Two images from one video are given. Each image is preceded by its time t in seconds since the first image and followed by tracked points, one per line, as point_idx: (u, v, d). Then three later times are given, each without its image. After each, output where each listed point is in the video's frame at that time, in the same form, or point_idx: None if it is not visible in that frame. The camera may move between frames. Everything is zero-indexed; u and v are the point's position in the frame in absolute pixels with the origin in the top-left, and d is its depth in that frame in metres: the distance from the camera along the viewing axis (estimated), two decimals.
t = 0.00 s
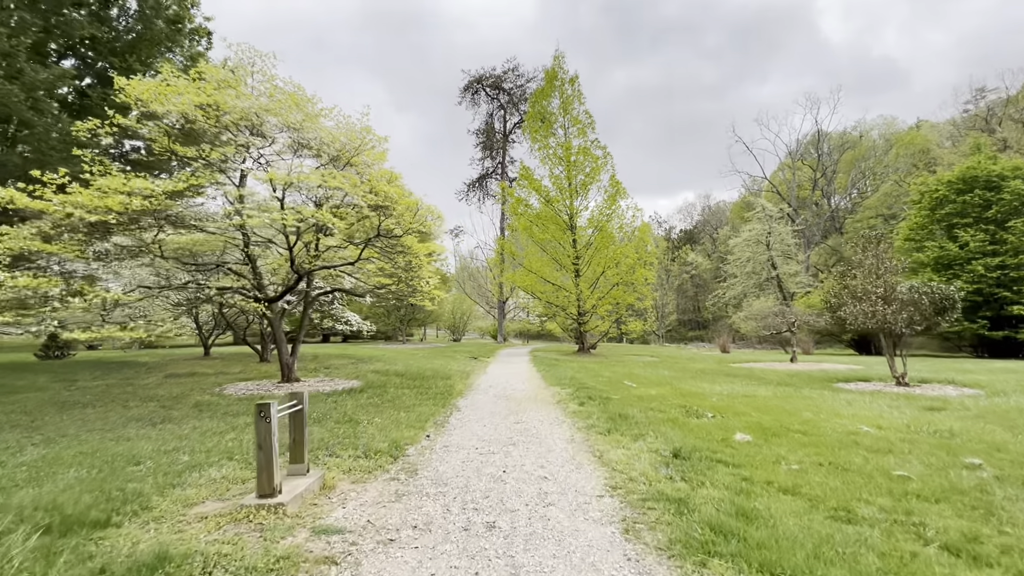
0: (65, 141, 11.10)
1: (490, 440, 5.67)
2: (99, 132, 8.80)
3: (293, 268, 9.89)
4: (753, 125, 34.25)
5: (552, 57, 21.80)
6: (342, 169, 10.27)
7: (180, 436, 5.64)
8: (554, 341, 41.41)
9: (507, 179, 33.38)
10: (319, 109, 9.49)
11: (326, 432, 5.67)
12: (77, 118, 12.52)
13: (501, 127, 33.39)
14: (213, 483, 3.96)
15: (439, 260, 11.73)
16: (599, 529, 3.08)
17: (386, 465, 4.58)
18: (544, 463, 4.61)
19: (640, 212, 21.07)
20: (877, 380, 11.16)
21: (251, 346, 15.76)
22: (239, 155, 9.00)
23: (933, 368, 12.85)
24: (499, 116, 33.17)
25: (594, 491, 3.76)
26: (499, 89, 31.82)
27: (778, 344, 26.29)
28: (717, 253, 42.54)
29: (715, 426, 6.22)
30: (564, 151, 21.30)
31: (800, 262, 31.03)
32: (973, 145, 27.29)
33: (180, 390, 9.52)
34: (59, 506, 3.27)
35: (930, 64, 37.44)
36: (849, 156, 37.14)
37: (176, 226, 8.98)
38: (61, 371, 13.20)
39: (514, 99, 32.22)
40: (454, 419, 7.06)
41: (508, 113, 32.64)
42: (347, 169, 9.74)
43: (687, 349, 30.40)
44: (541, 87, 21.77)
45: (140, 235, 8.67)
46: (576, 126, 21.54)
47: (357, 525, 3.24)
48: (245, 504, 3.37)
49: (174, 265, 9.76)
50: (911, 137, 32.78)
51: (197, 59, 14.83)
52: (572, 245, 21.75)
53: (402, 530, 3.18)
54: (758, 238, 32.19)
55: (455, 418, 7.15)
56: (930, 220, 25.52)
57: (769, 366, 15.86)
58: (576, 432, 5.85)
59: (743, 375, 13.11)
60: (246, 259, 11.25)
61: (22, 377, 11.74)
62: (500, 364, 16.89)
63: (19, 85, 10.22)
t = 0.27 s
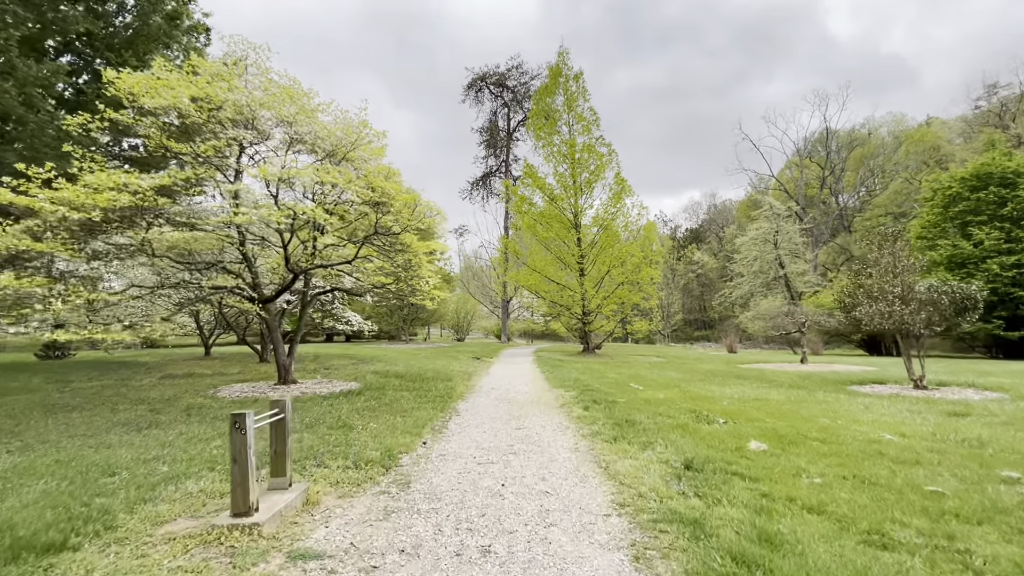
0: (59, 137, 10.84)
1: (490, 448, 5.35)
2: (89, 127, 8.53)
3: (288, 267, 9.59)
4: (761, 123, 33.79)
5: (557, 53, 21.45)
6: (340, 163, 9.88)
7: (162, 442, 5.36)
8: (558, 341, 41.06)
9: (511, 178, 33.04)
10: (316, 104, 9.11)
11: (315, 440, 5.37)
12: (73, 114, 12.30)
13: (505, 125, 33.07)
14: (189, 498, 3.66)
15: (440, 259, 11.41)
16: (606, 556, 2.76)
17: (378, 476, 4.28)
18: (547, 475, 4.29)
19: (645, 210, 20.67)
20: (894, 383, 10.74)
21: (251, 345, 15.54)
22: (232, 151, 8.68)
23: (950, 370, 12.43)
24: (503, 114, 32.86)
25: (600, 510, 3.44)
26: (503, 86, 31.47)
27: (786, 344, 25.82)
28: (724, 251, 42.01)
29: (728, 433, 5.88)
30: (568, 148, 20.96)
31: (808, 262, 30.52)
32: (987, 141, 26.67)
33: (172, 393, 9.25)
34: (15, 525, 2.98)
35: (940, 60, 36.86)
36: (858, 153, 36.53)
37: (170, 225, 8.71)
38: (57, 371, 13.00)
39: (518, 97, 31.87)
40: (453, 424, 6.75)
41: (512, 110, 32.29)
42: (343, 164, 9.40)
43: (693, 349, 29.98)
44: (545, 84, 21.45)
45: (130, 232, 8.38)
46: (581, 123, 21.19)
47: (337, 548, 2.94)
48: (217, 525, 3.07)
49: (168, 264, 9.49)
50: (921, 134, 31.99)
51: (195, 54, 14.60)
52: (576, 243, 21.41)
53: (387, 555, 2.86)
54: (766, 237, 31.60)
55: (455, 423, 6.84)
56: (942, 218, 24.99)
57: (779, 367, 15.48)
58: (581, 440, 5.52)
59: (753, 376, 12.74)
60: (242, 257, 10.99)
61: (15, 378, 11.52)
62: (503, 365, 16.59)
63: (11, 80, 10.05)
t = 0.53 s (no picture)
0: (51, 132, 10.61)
1: (489, 456, 5.01)
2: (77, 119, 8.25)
3: (281, 265, 9.26)
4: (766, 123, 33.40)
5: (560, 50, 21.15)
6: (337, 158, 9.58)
7: (143, 448, 5.08)
8: (561, 342, 40.75)
9: (514, 178, 32.74)
10: (312, 96, 8.81)
11: (303, 445, 5.08)
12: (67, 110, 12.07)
13: (508, 125, 32.81)
14: (158, 511, 3.35)
15: (439, 257, 11.10)
16: None
17: (367, 487, 3.97)
18: (550, 486, 3.95)
19: (650, 209, 20.31)
20: (909, 386, 10.38)
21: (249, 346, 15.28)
22: (223, 144, 8.32)
23: (965, 372, 12.06)
24: (506, 113, 32.59)
25: (608, 527, 3.11)
26: (506, 86, 31.22)
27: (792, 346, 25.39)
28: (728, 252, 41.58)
29: (741, 439, 5.55)
30: (572, 147, 20.66)
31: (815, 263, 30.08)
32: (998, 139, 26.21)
33: (163, 394, 8.97)
34: None
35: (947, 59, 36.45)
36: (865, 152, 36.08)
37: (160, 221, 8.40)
38: (49, 372, 12.75)
39: (521, 96, 31.59)
40: (451, 428, 6.44)
41: (515, 109, 32.03)
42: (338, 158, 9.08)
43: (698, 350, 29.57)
44: (548, 82, 21.18)
45: (117, 228, 8.08)
46: (584, 122, 20.88)
47: (316, 571, 2.63)
48: (184, 544, 2.77)
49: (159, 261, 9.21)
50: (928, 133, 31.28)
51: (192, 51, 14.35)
52: (579, 243, 21.08)
53: None
54: (771, 238, 31.03)
55: (453, 427, 6.53)
56: (953, 217, 24.54)
57: (787, 369, 15.13)
58: (586, 447, 5.20)
59: (761, 379, 12.38)
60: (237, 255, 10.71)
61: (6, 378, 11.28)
62: (505, 366, 16.28)
63: None
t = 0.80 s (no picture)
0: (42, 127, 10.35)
1: (487, 468, 4.69)
2: (62, 113, 7.92)
3: (272, 264, 8.92)
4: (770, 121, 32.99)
5: (563, 47, 20.84)
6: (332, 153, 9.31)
7: (120, 460, 4.78)
8: (563, 342, 40.42)
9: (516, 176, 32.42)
10: (306, 89, 8.54)
11: (290, 454, 4.79)
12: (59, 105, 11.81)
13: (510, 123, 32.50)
14: (121, 533, 3.04)
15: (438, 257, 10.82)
16: None
17: (353, 502, 3.68)
18: (553, 504, 3.63)
19: (653, 208, 19.94)
20: (923, 389, 10.05)
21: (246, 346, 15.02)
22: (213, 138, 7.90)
23: (980, 375, 11.72)
24: (508, 111, 32.28)
25: (616, 553, 2.82)
26: (508, 84, 30.92)
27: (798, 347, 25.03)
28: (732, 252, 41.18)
29: (756, 449, 5.24)
30: (574, 145, 20.35)
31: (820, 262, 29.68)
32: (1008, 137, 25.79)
33: (153, 397, 8.69)
34: None
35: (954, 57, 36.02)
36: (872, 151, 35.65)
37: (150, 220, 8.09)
38: (40, 373, 12.49)
39: (523, 94, 31.28)
40: (449, 435, 6.13)
41: (517, 108, 31.73)
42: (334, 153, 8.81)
43: (702, 351, 29.22)
44: (550, 80, 20.88)
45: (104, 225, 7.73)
46: (587, 119, 20.57)
47: None
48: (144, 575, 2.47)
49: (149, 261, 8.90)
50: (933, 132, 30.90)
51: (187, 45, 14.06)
52: (582, 242, 20.77)
53: None
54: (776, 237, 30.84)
55: (450, 434, 6.22)
56: (963, 216, 24.13)
57: (795, 372, 14.81)
58: (592, 457, 4.88)
59: (768, 381, 12.07)
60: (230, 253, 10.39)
61: None
62: (506, 367, 15.98)
63: None
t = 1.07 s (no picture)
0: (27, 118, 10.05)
1: (480, 476, 4.37)
2: (42, 103, 7.59)
3: (260, 260, 8.58)
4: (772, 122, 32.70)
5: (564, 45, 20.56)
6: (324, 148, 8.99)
7: (88, 469, 4.49)
8: (564, 344, 40.08)
9: (516, 176, 32.13)
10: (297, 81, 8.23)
11: (269, 462, 4.48)
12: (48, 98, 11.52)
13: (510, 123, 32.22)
14: (65, 553, 2.71)
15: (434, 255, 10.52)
16: None
17: (331, 515, 3.37)
18: (550, 520, 3.29)
19: (655, 208, 19.60)
20: (935, 393, 9.71)
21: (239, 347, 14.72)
22: (196, 128, 7.52)
23: (993, 378, 11.37)
24: (509, 111, 32.01)
25: None
26: (508, 84, 30.66)
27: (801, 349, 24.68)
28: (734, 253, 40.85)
29: (767, 456, 4.93)
30: (575, 144, 20.04)
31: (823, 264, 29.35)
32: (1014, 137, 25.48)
33: (136, 399, 8.37)
34: None
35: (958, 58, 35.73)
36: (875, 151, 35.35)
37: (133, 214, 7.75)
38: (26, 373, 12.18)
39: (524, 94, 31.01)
40: (442, 440, 5.82)
41: (518, 107, 31.47)
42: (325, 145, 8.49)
43: (704, 353, 28.86)
44: (551, 78, 20.60)
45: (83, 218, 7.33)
46: (588, 118, 20.27)
47: None
48: None
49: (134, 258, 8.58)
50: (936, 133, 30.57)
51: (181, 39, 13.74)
52: (582, 242, 20.45)
53: None
54: (779, 238, 30.87)
55: (444, 439, 5.91)
56: (969, 217, 23.79)
57: (800, 374, 14.49)
58: (593, 465, 4.55)
59: (774, 384, 11.73)
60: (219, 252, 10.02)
61: None
62: (504, 369, 15.65)
63: None
